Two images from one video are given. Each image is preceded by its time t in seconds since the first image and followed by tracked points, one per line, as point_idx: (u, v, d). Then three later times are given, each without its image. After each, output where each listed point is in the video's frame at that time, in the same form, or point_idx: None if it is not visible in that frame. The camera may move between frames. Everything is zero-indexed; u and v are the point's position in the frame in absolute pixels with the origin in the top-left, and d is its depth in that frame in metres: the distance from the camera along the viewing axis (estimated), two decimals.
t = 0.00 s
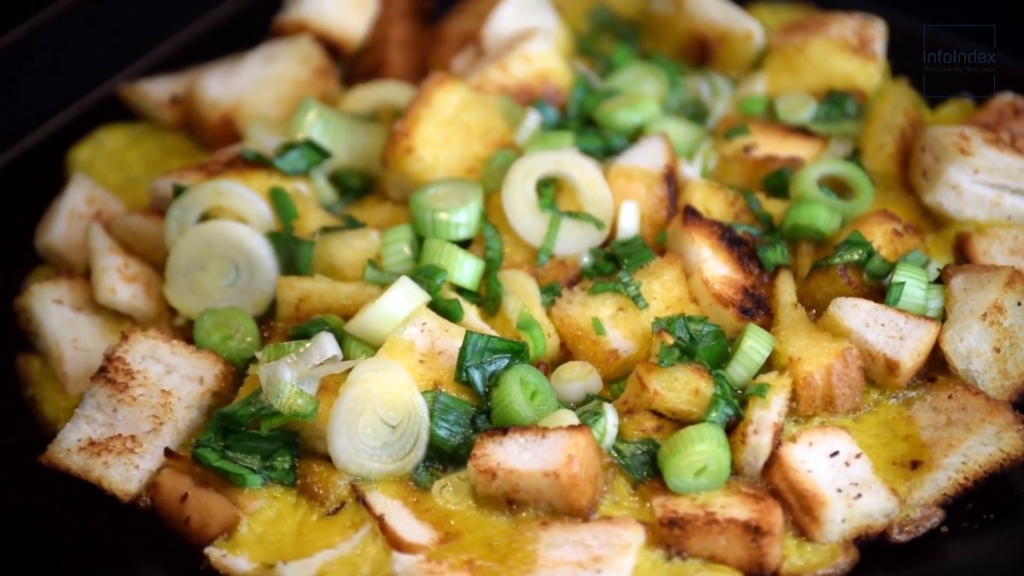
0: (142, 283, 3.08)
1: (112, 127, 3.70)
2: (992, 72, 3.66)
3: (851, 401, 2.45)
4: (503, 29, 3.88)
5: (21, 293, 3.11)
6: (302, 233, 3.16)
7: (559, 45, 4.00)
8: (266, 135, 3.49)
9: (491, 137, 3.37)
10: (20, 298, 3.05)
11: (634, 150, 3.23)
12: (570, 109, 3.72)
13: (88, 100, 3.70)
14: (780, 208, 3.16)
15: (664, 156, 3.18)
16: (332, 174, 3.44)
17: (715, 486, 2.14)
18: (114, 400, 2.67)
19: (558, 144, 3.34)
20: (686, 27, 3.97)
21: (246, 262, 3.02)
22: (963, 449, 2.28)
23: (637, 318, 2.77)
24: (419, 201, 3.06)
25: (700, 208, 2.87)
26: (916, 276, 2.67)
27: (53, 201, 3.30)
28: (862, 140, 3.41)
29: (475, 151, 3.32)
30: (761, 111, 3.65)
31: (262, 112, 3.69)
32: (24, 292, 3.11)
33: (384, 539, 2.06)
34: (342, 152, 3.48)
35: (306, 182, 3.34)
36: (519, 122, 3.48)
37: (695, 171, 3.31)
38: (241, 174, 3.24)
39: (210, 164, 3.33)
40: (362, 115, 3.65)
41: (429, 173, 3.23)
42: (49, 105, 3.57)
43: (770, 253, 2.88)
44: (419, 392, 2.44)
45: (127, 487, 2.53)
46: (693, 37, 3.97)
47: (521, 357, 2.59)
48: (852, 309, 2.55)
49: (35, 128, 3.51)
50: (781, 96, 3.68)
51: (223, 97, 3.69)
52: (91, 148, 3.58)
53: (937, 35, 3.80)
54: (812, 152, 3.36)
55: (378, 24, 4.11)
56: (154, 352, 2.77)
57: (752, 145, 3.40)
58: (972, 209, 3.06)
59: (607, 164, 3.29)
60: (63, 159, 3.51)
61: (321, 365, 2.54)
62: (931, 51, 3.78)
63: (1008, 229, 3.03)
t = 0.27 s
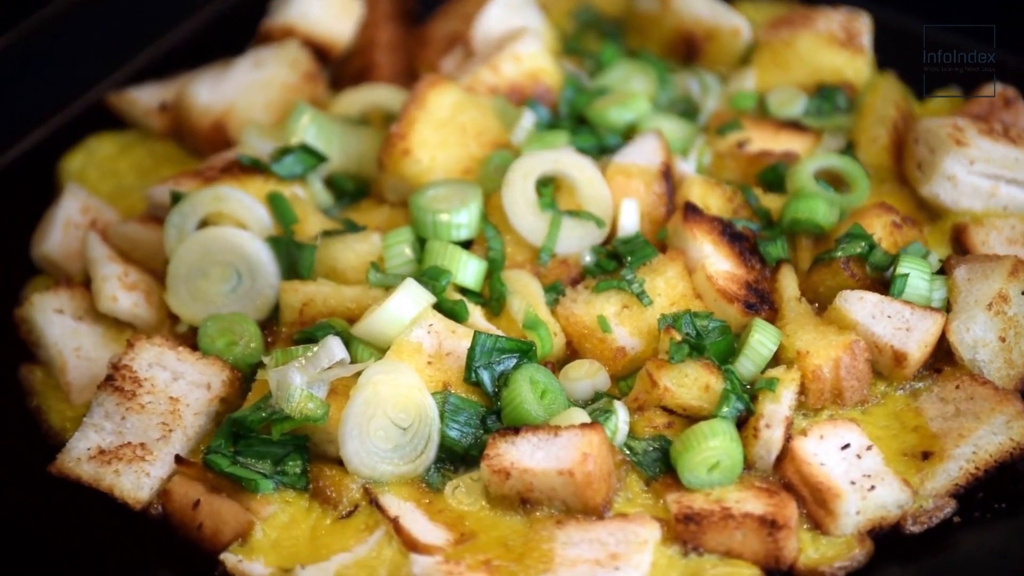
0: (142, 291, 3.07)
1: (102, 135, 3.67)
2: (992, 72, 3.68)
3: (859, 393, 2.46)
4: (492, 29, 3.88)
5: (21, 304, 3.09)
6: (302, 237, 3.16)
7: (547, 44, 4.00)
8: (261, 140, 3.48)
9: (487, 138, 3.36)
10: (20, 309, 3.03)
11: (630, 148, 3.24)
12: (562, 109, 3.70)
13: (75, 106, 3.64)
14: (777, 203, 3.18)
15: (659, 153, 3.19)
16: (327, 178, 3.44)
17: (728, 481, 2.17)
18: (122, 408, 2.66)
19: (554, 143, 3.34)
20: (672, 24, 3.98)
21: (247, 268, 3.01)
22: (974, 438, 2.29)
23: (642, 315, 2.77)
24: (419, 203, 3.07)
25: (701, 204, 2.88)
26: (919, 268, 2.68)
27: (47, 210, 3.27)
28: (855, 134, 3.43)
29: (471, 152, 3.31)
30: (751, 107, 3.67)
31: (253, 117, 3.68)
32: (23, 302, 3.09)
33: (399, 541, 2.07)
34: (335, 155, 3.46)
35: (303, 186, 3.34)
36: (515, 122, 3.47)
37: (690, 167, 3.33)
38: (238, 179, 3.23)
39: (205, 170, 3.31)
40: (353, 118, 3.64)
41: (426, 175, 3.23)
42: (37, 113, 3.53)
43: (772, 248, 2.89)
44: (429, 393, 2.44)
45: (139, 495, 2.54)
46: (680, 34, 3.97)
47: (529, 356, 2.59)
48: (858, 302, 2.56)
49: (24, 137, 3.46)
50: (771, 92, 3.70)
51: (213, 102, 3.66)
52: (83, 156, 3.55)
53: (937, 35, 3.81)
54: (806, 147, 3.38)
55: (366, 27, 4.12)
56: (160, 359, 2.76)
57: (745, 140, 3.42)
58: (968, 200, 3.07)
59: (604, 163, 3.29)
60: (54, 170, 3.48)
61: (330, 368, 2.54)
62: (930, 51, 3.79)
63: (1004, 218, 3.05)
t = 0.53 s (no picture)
0: (143, 298, 3.05)
1: (93, 143, 3.65)
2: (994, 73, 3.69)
3: (866, 385, 2.47)
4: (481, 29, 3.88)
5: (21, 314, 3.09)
6: (302, 240, 3.16)
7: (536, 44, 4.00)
8: (256, 145, 3.49)
9: (483, 139, 3.36)
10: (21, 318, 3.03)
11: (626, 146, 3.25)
12: (553, 107, 3.71)
13: (67, 112, 3.56)
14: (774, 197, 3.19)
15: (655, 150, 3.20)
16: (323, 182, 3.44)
17: (741, 476, 2.18)
18: (131, 415, 2.66)
19: (550, 142, 3.35)
20: (659, 22, 3.99)
21: (248, 273, 3.00)
22: (983, 429, 2.31)
23: (647, 313, 2.77)
24: (419, 205, 3.08)
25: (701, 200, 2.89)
26: (922, 261, 2.69)
27: (43, 220, 3.25)
28: (848, 127, 3.45)
29: (468, 152, 3.31)
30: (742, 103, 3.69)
31: (242, 122, 3.71)
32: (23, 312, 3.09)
33: (415, 543, 2.07)
34: (331, 159, 3.47)
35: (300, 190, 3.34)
36: (510, 121, 3.47)
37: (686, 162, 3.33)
38: (237, 185, 3.23)
39: (203, 176, 3.30)
40: (345, 122, 3.65)
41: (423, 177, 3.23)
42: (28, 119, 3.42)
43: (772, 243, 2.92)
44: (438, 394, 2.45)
45: (150, 502, 2.53)
46: (667, 32, 3.98)
47: (537, 355, 2.60)
48: (864, 295, 2.56)
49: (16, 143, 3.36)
50: (762, 87, 3.72)
51: (204, 109, 3.69)
52: (76, 166, 3.55)
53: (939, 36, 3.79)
54: (800, 141, 3.40)
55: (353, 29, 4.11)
56: (166, 365, 2.75)
57: (739, 136, 3.43)
58: (964, 191, 3.08)
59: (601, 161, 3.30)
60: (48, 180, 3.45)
61: (338, 372, 2.54)
62: (930, 52, 3.80)
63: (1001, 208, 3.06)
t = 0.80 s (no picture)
0: (145, 305, 3.05)
1: (84, 152, 3.66)
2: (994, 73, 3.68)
3: (874, 377, 2.48)
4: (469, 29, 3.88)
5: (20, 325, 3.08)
6: (303, 244, 3.16)
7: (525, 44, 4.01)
8: (252, 151, 3.49)
9: (480, 139, 3.35)
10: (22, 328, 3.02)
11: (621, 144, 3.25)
12: (544, 106, 3.72)
13: (52, 123, 3.62)
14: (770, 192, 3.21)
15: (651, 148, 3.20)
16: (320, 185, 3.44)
17: (754, 471, 2.20)
18: (140, 423, 2.65)
19: (545, 142, 3.36)
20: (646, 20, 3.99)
21: (249, 279, 3.00)
22: (993, 418, 2.32)
23: (652, 309, 2.78)
24: (419, 207, 3.08)
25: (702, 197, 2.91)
26: (925, 254, 2.70)
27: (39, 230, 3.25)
28: (840, 121, 3.47)
29: (465, 153, 3.31)
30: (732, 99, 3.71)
31: (234, 128, 3.69)
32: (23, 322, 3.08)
33: (431, 544, 2.09)
34: (326, 162, 3.47)
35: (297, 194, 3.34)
36: (506, 122, 3.48)
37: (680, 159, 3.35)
38: (235, 191, 3.23)
39: (200, 182, 3.30)
40: (336, 125, 3.65)
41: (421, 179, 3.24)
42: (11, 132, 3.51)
43: (772, 237, 2.93)
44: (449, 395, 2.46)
45: (162, 509, 2.52)
46: (655, 30, 3.98)
47: (545, 354, 2.60)
48: (869, 287, 2.58)
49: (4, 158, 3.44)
50: (753, 82, 3.74)
51: (195, 116, 3.66)
52: (68, 175, 3.55)
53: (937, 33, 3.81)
54: (793, 135, 3.41)
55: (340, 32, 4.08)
56: (174, 372, 2.75)
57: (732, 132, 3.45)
58: (960, 181, 3.09)
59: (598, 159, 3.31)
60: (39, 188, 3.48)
61: (348, 375, 2.54)
62: (930, 50, 3.80)
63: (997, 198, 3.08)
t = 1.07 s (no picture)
0: (148, 314, 3.06)
1: (76, 162, 3.66)
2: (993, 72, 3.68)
3: (881, 369, 2.50)
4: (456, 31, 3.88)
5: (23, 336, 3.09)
6: (303, 249, 3.16)
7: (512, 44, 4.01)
8: (247, 156, 3.47)
9: (476, 140, 3.36)
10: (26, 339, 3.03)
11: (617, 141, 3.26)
12: (535, 105, 3.72)
13: (41, 136, 3.64)
14: (766, 187, 3.23)
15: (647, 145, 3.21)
16: (316, 189, 3.43)
17: (766, 465, 2.22)
18: (149, 430, 2.64)
19: (541, 142, 3.37)
20: (632, 18, 3.99)
21: (251, 283, 3.00)
22: (1002, 407, 2.34)
23: (657, 306, 2.79)
24: (419, 208, 3.08)
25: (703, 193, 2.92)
26: (927, 245, 2.71)
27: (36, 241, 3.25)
28: (833, 115, 3.49)
29: (462, 154, 3.31)
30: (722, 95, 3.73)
31: (224, 134, 3.68)
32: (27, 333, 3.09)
33: (447, 544, 2.11)
34: (323, 167, 3.44)
35: (295, 199, 3.34)
36: (500, 122, 3.48)
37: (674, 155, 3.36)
38: (234, 197, 3.23)
39: (198, 189, 3.30)
40: (328, 129, 3.65)
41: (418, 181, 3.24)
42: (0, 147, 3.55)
43: (772, 232, 2.95)
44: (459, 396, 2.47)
45: (176, 516, 2.53)
46: (641, 28, 3.98)
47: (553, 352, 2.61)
48: (874, 279, 2.59)
49: None
50: (742, 78, 3.76)
51: (186, 123, 3.65)
52: (60, 185, 3.55)
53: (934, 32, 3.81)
54: (784, 129, 3.42)
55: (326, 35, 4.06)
56: (183, 379, 2.74)
57: (725, 128, 3.45)
58: (954, 172, 3.11)
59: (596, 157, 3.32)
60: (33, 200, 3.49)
61: (358, 377, 2.56)
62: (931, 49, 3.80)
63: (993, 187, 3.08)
